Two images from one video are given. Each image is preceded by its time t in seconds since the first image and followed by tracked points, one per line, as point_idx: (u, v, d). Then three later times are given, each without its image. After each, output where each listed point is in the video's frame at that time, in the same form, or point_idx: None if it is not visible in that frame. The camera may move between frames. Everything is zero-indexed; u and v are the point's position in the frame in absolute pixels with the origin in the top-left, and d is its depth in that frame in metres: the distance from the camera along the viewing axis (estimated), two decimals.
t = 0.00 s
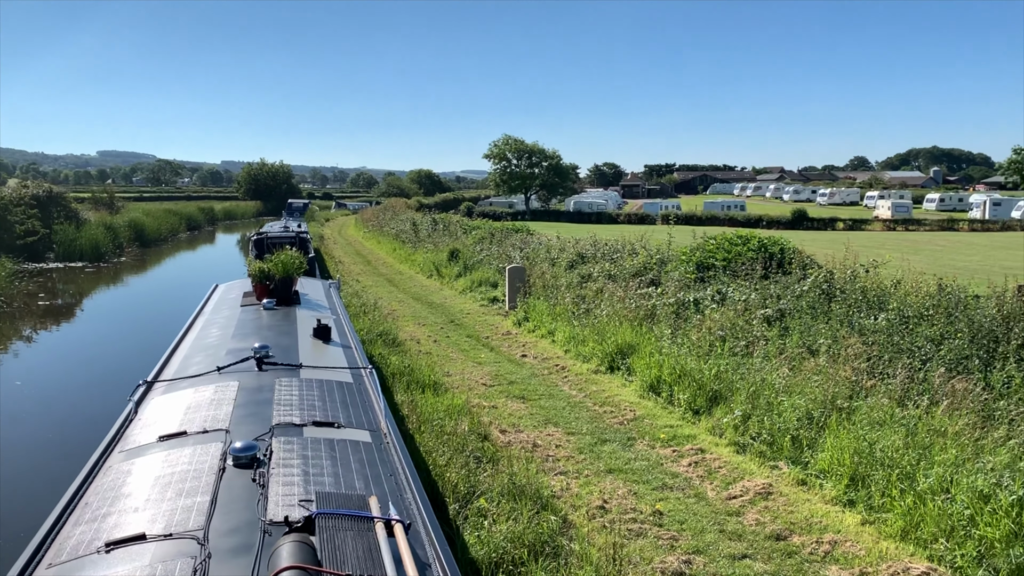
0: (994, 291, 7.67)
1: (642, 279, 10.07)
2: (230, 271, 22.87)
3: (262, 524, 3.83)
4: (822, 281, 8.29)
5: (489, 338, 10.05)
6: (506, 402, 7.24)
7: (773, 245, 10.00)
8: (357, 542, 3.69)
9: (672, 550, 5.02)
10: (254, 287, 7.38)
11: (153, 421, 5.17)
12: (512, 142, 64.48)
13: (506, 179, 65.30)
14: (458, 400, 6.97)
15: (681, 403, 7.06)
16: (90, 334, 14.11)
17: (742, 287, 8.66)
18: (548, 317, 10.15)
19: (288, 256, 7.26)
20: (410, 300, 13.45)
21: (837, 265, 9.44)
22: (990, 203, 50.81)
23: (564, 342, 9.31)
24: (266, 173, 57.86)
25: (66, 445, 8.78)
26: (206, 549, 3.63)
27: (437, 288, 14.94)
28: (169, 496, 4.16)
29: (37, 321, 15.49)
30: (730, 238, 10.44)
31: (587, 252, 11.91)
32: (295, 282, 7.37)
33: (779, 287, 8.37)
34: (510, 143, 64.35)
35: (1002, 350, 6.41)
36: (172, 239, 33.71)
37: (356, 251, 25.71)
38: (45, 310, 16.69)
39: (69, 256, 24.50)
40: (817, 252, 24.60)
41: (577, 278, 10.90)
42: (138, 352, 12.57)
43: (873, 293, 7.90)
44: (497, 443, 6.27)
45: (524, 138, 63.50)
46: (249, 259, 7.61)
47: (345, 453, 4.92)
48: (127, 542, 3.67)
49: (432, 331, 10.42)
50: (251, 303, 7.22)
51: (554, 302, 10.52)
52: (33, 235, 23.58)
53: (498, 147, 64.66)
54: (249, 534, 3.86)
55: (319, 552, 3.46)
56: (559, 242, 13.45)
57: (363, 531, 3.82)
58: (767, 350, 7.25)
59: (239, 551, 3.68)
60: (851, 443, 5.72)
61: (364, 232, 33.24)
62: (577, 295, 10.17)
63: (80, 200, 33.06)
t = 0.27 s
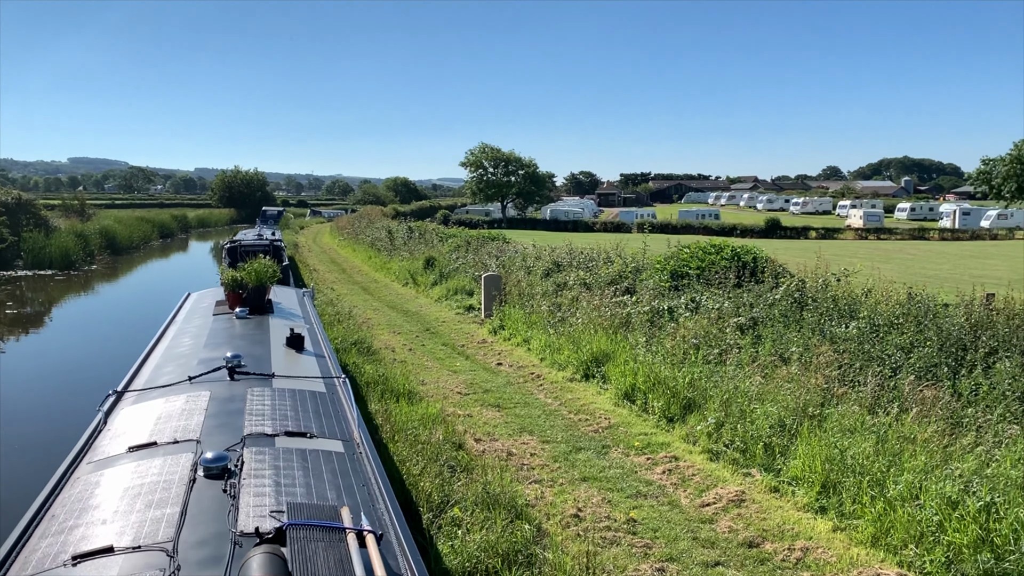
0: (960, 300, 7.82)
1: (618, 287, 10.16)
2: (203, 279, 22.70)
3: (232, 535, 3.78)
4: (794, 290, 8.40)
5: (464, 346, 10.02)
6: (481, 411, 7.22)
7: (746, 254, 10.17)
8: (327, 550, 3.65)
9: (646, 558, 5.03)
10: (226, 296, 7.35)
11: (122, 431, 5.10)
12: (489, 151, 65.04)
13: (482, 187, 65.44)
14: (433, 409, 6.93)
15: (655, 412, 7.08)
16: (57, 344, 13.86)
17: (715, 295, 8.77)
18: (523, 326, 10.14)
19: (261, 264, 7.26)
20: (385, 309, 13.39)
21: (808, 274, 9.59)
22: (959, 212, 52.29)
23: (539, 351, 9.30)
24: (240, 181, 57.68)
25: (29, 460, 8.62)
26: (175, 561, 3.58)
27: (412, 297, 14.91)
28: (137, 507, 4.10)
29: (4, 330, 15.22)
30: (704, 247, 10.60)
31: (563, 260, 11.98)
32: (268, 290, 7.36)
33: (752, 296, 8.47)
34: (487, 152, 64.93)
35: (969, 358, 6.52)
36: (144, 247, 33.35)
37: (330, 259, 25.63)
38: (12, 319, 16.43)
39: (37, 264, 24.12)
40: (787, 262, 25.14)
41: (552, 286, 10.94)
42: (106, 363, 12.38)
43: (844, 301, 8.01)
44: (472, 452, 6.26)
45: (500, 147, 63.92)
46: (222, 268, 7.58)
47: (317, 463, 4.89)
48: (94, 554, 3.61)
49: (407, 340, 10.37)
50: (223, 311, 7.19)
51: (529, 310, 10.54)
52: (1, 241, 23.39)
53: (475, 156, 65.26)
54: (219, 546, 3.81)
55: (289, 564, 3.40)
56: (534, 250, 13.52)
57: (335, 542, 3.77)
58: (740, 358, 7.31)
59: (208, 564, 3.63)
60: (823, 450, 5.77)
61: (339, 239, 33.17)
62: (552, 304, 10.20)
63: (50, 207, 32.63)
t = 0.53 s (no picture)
0: (925, 308, 7.97)
1: (590, 296, 10.22)
2: (171, 287, 22.44)
3: (197, 546, 3.73)
4: (764, 298, 8.51)
5: (436, 354, 9.98)
6: (452, 420, 7.18)
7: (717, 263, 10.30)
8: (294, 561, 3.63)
9: (616, 566, 5.02)
10: (194, 305, 7.31)
11: (86, 442, 5.02)
12: (462, 159, 65.45)
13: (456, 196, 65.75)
14: (404, 418, 6.89)
15: (626, 420, 7.09)
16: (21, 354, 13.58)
17: (686, 304, 8.85)
18: (496, 334, 10.13)
19: (230, 273, 7.26)
20: (357, 317, 13.31)
21: (777, 283, 9.74)
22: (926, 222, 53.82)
23: (511, 359, 9.28)
24: (210, 188, 57.22)
25: None
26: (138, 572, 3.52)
27: (384, 305, 14.86)
28: (100, 518, 4.03)
29: None
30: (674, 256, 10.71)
31: (536, 268, 12.04)
32: (237, 299, 7.34)
33: (722, 304, 8.57)
34: (460, 160, 65.33)
35: (935, 366, 6.63)
36: (112, 255, 32.94)
37: (302, 267, 25.53)
38: None
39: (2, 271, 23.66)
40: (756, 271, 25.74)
41: (524, 294, 10.97)
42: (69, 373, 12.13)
43: (812, 310, 8.12)
44: (442, 461, 6.24)
45: (473, 156, 64.34)
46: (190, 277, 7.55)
47: (284, 473, 4.85)
48: (55, 567, 3.54)
49: (378, 348, 10.30)
50: (192, 320, 7.14)
51: (501, 318, 10.54)
52: None
53: (448, 164, 65.56)
54: (183, 557, 3.76)
55: None
56: (506, 258, 13.60)
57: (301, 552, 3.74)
58: (710, 367, 7.37)
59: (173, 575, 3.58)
60: (792, 458, 5.81)
61: (310, 247, 33.10)
62: (525, 312, 10.21)
63: (15, 214, 32.10)
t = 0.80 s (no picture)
0: (886, 315, 8.13)
1: (559, 302, 10.29)
2: (133, 293, 22.17)
3: (156, 555, 3.67)
4: (730, 305, 8.63)
5: (404, 361, 9.94)
6: (420, 427, 7.14)
7: (683, 270, 10.46)
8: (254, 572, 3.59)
9: (583, 573, 5.01)
10: (158, 310, 7.23)
11: (43, 450, 4.91)
12: (433, 165, 66.32)
13: (426, 202, 66.72)
14: (370, 425, 6.84)
15: (595, 427, 7.10)
16: None
17: (654, 311, 8.93)
18: (464, 341, 10.10)
19: (194, 278, 7.20)
20: (324, 323, 13.24)
21: (742, 290, 9.91)
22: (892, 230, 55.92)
23: (480, 366, 9.26)
24: (176, 194, 56.78)
25: None
26: None
27: (352, 311, 14.81)
28: (56, 529, 3.94)
29: None
30: (641, 264, 10.84)
31: (505, 276, 12.13)
32: (201, 304, 7.27)
33: (689, 311, 8.66)
34: (431, 166, 66.21)
35: (897, 372, 6.73)
36: (74, 260, 32.42)
37: (269, 273, 25.40)
38: None
39: None
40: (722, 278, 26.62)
41: (493, 302, 11.02)
42: (26, 381, 11.88)
43: (778, 317, 8.24)
44: (410, 468, 6.20)
45: (444, 162, 65.33)
46: (153, 282, 7.48)
47: (247, 481, 4.79)
48: None
49: (346, 355, 10.22)
50: (154, 326, 7.05)
51: (470, 325, 10.54)
52: None
53: (419, 169, 66.39)
54: (142, 567, 3.69)
55: None
56: (476, 265, 13.72)
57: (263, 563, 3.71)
58: (677, 373, 7.43)
59: None
60: (757, 464, 5.85)
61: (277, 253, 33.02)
62: (494, 319, 10.23)
63: None
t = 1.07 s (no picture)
0: (847, 319, 8.28)
1: (526, 306, 10.35)
2: (91, 297, 21.81)
3: (110, 562, 3.60)
4: (695, 309, 8.74)
5: (369, 365, 9.89)
6: (384, 432, 7.10)
7: (649, 275, 10.60)
8: None
9: None
10: (117, 313, 7.15)
11: None
12: (399, 169, 69.34)
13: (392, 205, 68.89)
14: (334, 430, 6.79)
15: (560, 431, 7.11)
16: None
17: (620, 315, 9.01)
18: (429, 345, 10.08)
19: (155, 280, 7.14)
20: (288, 327, 13.14)
21: (706, 295, 10.06)
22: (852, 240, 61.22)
23: (445, 370, 9.24)
24: (138, 196, 56.86)
25: None
26: None
27: (316, 315, 14.74)
28: (6, 536, 3.84)
29: None
30: (607, 268, 10.94)
31: (471, 280, 12.20)
32: (162, 307, 7.21)
33: (655, 316, 8.75)
34: (398, 171, 69.21)
35: (857, 376, 6.84)
36: (31, 262, 31.85)
37: (232, 276, 25.18)
38: None
39: None
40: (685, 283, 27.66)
41: (459, 305, 11.05)
42: None
43: (741, 321, 8.36)
44: (373, 473, 6.17)
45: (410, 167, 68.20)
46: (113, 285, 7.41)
47: (206, 486, 4.71)
48: None
49: (310, 360, 10.13)
50: (113, 329, 6.95)
51: (436, 329, 10.54)
52: None
53: (385, 173, 68.74)
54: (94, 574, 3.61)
55: None
56: (443, 269, 13.82)
57: (221, 567, 3.65)
58: (642, 377, 7.48)
59: None
60: (720, 467, 5.89)
61: (240, 257, 32.83)
62: (460, 322, 10.24)
63: None
